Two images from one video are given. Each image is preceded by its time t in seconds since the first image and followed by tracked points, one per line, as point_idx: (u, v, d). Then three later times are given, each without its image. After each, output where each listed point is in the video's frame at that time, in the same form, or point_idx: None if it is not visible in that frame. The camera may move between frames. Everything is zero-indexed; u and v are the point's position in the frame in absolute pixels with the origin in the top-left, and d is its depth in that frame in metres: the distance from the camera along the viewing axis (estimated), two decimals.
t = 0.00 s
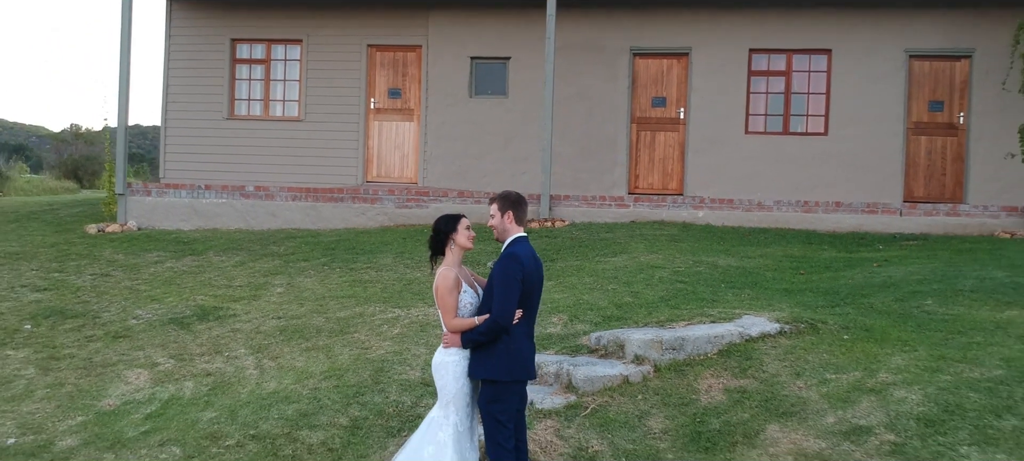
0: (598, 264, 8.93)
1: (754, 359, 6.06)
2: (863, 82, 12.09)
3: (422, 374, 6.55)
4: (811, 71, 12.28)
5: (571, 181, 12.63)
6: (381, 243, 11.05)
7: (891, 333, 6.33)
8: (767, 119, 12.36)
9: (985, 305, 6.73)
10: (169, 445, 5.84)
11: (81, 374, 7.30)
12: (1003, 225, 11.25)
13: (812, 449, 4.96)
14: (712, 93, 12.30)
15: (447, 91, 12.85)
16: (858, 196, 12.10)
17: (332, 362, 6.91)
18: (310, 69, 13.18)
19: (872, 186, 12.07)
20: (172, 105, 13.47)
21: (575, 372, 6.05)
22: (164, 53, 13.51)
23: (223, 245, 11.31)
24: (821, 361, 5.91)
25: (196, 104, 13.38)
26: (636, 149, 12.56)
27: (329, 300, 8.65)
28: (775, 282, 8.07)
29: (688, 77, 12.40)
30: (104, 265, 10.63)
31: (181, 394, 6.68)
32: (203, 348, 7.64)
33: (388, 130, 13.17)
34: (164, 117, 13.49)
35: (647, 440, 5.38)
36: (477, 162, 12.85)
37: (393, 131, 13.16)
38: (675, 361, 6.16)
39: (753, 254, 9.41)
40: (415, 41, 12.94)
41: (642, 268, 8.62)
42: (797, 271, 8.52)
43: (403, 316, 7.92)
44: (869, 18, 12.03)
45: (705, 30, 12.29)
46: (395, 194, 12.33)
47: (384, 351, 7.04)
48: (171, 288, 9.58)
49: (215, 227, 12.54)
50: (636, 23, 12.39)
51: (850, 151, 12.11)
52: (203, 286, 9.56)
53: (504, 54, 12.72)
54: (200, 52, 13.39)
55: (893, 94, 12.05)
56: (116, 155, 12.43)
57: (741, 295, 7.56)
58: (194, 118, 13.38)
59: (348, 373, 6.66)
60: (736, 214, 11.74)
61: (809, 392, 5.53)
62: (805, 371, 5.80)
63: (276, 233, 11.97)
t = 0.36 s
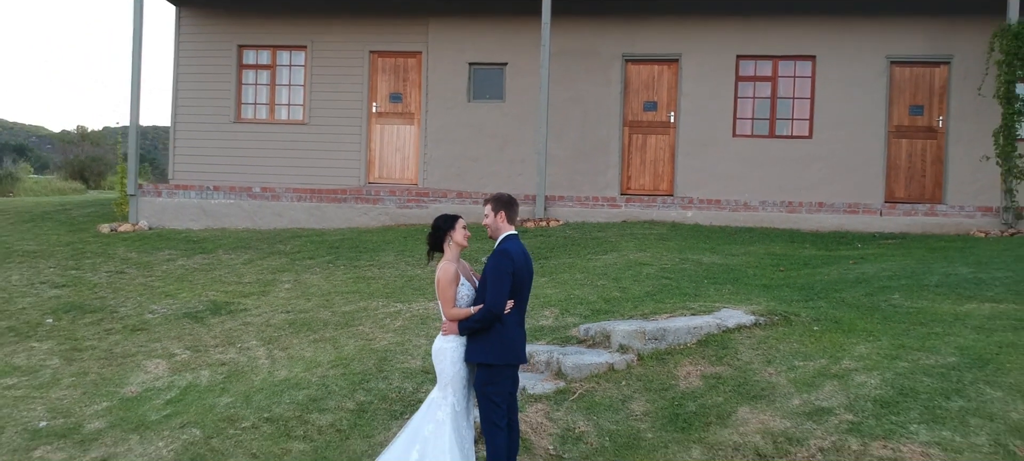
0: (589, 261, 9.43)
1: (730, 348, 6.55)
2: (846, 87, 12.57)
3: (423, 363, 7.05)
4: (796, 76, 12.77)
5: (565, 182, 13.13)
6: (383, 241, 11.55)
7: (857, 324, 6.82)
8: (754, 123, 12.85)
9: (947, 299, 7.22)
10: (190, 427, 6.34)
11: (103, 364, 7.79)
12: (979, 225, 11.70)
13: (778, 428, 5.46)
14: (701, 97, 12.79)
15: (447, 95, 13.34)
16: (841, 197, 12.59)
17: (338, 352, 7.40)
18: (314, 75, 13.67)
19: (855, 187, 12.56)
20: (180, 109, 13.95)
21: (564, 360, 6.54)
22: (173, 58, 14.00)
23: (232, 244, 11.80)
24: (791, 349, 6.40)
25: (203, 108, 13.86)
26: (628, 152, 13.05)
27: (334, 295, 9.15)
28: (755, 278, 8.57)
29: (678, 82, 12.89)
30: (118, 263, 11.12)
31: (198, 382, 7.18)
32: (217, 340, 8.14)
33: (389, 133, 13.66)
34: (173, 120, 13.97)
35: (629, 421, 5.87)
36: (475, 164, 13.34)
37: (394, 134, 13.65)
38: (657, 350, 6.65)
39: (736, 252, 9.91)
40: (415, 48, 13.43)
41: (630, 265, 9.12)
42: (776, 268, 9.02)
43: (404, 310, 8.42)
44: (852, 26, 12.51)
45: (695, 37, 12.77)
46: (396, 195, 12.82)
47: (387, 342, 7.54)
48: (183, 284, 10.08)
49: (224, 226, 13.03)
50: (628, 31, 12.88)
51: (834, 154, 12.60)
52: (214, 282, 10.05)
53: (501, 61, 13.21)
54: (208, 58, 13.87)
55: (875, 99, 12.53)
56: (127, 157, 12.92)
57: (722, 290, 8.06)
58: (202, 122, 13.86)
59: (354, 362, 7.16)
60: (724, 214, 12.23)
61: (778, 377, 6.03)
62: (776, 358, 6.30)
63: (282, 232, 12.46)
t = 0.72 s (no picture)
0: (581, 259, 9.96)
1: (708, 338, 7.08)
2: (830, 92, 13.10)
3: (424, 353, 7.58)
4: (782, 82, 13.30)
5: (560, 184, 13.66)
6: (385, 240, 12.07)
7: (827, 316, 7.35)
8: (741, 127, 13.38)
9: (912, 294, 7.74)
10: (209, 411, 6.87)
11: (124, 355, 8.31)
12: (955, 224, 12.16)
13: (748, 410, 5.99)
14: (691, 102, 13.32)
15: (446, 100, 13.87)
16: (824, 198, 13.11)
17: (345, 344, 7.94)
18: (318, 80, 14.19)
19: (838, 188, 13.08)
20: (189, 113, 14.48)
21: (554, 350, 7.07)
22: (182, 64, 14.52)
23: (240, 243, 12.32)
24: (764, 339, 6.93)
25: (212, 112, 14.38)
26: (620, 154, 13.59)
27: (340, 291, 9.68)
28: (737, 274, 9.11)
29: (669, 87, 13.42)
30: (133, 261, 11.65)
31: (214, 371, 7.70)
32: (231, 333, 8.67)
33: (391, 137, 14.18)
34: (182, 124, 14.49)
35: (613, 405, 6.39)
36: (474, 166, 13.87)
37: (396, 137, 14.18)
38: (641, 341, 7.19)
39: (721, 250, 10.44)
40: (416, 54, 13.95)
41: (620, 263, 9.65)
42: (757, 265, 9.55)
43: (406, 305, 8.95)
44: (836, 34, 13.03)
45: (684, 44, 13.29)
46: (398, 195, 13.34)
47: (391, 334, 8.08)
48: (196, 281, 10.61)
49: (232, 226, 13.56)
50: (620, 38, 13.40)
51: (818, 156, 13.12)
52: (225, 279, 10.58)
53: (499, 67, 13.73)
54: (216, 64, 14.39)
55: (857, 104, 13.05)
56: (139, 160, 13.44)
57: (705, 286, 8.59)
58: (211, 125, 14.38)
59: (360, 352, 7.69)
60: (711, 214, 12.75)
61: (751, 364, 6.55)
62: (750, 348, 6.82)
63: (288, 232, 12.98)
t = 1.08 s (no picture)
0: (574, 257, 10.46)
1: (690, 331, 7.58)
2: (815, 96, 13.58)
3: (425, 345, 8.09)
4: (770, 86, 13.79)
5: (556, 185, 14.16)
6: (387, 239, 12.57)
7: (803, 309, 7.85)
8: (730, 130, 13.88)
9: (884, 289, 8.24)
10: (225, 398, 7.37)
11: (142, 347, 8.82)
12: (934, 224, 12.65)
13: (724, 395, 6.49)
14: (682, 106, 13.82)
15: (446, 104, 14.38)
16: (810, 198, 13.60)
17: (351, 336, 8.44)
18: (322, 85, 14.69)
19: (823, 189, 13.58)
20: (197, 116, 14.95)
21: (547, 342, 7.57)
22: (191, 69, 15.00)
23: (248, 242, 12.82)
24: (742, 331, 7.44)
25: (219, 116, 14.87)
26: (614, 156, 14.09)
27: (345, 287, 10.19)
28: (721, 271, 9.61)
29: (661, 91, 13.91)
30: (145, 260, 12.15)
31: (228, 362, 8.20)
32: (242, 326, 9.17)
33: (393, 139, 14.68)
34: (190, 127, 14.97)
35: (601, 391, 6.89)
36: (473, 167, 14.37)
37: (397, 140, 14.67)
38: (628, 333, 7.69)
39: (708, 249, 10.94)
40: (417, 60, 14.44)
41: (611, 260, 10.16)
42: (741, 263, 10.06)
43: (408, 300, 9.45)
44: (821, 40, 13.51)
45: (676, 51, 13.78)
46: (400, 196, 13.83)
47: (394, 327, 8.58)
48: (207, 278, 11.11)
49: (239, 226, 14.06)
50: (614, 45, 13.89)
51: (804, 158, 13.61)
52: (235, 276, 11.09)
53: (497, 72, 14.22)
54: (223, 69, 14.87)
55: (842, 108, 13.53)
56: (150, 162, 13.94)
57: (690, 282, 9.09)
58: (218, 128, 14.87)
59: (365, 344, 8.20)
60: (701, 215, 13.26)
61: (729, 354, 7.05)
62: (728, 339, 7.32)
63: (294, 231, 13.48)
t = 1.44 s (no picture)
0: (567, 255, 11.04)
1: (673, 323, 8.16)
2: (801, 101, 14.14)
3: (426, 337, 8.67)
4: (756, 92, 14.35)
5: (552, 186, 14.73)
6: (390, 239, 13.14)
7: (778, 303, 8.42)
8: (719, 134, 14.45)
9: (855, 284, 8.82)
10: (240, 385, 7.95)
11: (160, 340, 9.39)
12: (913, 224, 13.22)
13: (701, 381, 7.06)
14: (672, 110, 14.40)
15: (446, 109, 14.96)
16: (795, 199, 14.16)
17: (357, 329, 9.02)
18: (327, 90, 15.26)
19: (808, 190, 14.14)
20: (206, 120, 15.50)
21: (539, 334, 8.14)
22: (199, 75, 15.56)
23: (256, 241, 13.40)
24: (720, 323, 8.01)
25: (227, 120, 15.43)
26: (607, 159, 14.66)
27: (350, 284, 10.78)
28: (705, 268, 10.19)
29: (652, 97, 14.47)
30: (158, 258, 12.72)
31: (242, 353, 8.77)
32: (254, 320, 9.75)
33: (394, 143, 15.25)
34: (199, 130, 15.52)
35: (589, 379, 7.46)
36: (472, 169, 14.95)
37: (399, 143, 15.25)
38: (615, 326, 8.26)
39: (695, 247, 11.52)
40: (417, 66, 15.01)
41: (602, 258, 10.74)
42: (726, 260, 10.64)
43: (410, 296, 10.04)
44: (806, 48, 14.06)
45: (666, 58, 14.35)
46: (402, 197, 14.40)
47: (397, 321, 9.17)
48: (218, 275, 11.69)
49: (247, 226, 14.62)
50: (607, 51, 14.46)
51: (790, 161, 14.17)
52: (245, 274, 11.67)
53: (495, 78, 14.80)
54: (231, 74, 15.42)
55: (826, 112, 14.09)
56: (161, 165, 14.50)
57: (676, 278, 9.67)
58: (226, 131, 15.43)
59: (370, 336, 8.78)
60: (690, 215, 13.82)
61: (708, 344, 7.63)
62: (708, 330, 7.90)
63: (301, 231, 14.06)
